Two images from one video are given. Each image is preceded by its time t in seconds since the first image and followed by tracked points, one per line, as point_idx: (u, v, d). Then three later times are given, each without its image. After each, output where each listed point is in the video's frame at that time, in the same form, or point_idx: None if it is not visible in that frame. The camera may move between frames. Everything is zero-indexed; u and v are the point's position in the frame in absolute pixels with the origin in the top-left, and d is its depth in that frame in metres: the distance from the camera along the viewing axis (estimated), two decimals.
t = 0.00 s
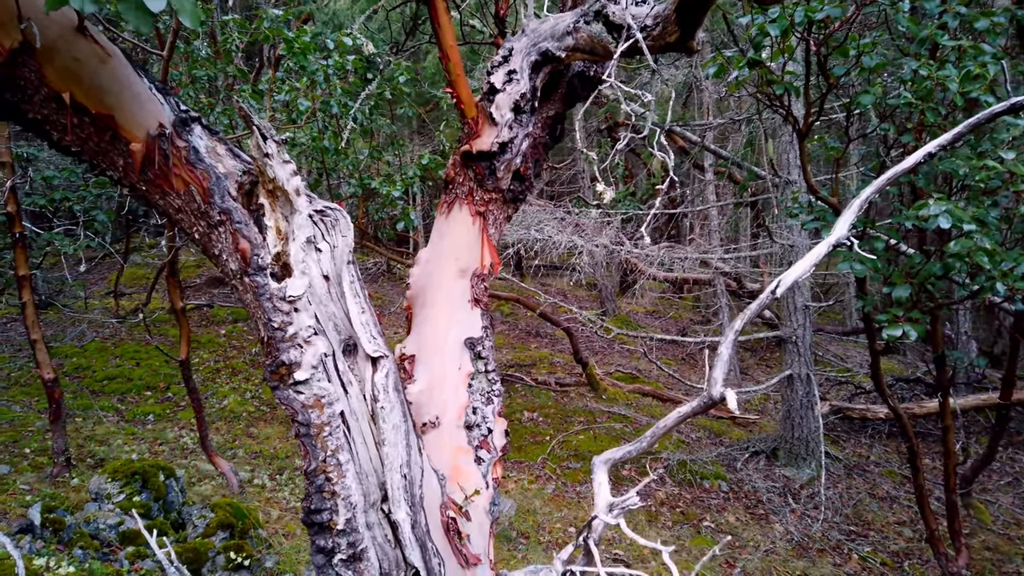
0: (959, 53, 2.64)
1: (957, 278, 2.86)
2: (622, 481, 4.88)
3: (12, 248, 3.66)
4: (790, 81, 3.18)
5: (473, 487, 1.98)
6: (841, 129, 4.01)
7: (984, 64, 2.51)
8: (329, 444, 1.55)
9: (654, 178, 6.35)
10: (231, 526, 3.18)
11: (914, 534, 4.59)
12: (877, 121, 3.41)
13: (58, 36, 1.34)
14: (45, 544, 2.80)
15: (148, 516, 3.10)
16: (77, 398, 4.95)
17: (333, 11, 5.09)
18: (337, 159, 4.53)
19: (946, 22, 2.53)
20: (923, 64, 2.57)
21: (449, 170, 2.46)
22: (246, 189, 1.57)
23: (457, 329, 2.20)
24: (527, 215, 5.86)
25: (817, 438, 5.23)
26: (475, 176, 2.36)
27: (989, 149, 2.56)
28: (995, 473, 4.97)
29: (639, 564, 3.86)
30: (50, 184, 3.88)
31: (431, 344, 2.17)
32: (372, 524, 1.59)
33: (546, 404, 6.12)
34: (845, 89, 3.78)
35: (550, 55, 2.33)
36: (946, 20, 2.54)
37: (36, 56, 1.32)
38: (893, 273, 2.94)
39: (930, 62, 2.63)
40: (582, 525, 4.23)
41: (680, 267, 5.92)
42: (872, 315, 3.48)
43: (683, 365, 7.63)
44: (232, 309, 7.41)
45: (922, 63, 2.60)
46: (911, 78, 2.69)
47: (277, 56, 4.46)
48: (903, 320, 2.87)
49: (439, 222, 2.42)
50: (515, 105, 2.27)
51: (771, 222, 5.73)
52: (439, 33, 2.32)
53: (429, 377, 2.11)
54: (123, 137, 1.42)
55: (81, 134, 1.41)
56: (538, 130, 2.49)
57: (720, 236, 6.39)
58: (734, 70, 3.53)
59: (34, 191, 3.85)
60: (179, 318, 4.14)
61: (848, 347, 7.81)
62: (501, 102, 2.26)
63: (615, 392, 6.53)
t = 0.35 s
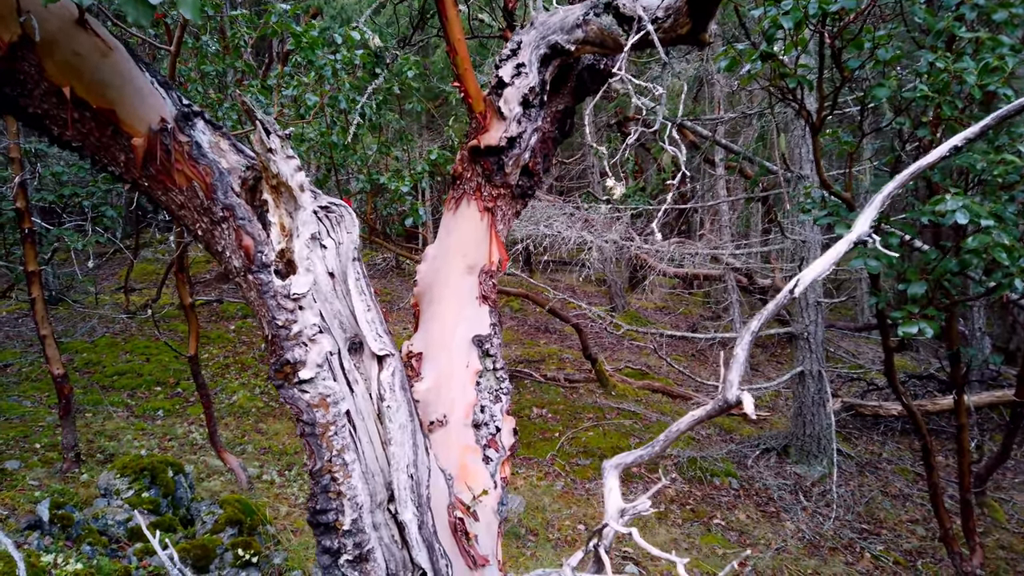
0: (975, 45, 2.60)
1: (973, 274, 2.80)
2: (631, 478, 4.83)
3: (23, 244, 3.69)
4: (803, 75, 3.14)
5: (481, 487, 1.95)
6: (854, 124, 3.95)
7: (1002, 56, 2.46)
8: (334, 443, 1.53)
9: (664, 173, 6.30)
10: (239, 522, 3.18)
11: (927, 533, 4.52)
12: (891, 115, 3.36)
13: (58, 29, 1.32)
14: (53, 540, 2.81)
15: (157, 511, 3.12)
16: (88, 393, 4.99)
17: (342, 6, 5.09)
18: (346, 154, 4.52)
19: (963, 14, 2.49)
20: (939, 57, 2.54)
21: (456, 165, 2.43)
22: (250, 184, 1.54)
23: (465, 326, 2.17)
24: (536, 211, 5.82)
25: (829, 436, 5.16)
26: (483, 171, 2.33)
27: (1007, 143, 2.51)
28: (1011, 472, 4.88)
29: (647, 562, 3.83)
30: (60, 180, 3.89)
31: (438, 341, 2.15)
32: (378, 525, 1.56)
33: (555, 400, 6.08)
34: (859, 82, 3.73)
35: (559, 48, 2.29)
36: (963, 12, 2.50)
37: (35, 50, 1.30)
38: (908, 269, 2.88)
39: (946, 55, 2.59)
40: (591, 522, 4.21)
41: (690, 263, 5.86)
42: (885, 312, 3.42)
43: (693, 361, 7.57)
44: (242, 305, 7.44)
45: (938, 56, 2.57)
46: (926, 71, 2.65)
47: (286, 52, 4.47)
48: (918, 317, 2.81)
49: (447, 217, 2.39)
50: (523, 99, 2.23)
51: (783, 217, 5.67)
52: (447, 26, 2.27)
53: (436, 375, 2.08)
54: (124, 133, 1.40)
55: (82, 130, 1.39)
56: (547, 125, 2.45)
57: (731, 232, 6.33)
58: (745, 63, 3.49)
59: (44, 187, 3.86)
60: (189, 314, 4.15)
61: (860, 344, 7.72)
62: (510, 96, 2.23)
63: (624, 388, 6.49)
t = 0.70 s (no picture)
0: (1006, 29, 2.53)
1: (1000, 264, 2.72)
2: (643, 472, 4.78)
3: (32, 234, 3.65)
4: (826, 61, 3.07)
5: (500, 481, 1.90)
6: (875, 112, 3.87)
7: None
8: (352, 436, 1.47)
9: (677, 164, 6.21)
10: (250, 516, 3.15)
11: (945, 529, 4.44)
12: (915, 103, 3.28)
13: (64, 3, 1.28)
14: (63, 533, 2.77)
15: (168, 505, 3.10)
16: (97, 386, 4.97)
17: None
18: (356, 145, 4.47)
19: None
20: (969, 41, 2.48)
21: (472, 151, 2.36)
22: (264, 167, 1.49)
23: (482, 317, 2.11)
24: (548, 203, 5.75)
25: (845, 430, 5.04)
26: (500, 158, 2.26)
27: None
28: None
29: (662, 558, 3.77)
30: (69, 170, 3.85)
31: (455, 332, 2.09)
32: (396, 520, 1.51)
33: (566, 394, 6.02)
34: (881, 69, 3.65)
35: (580, 30, 2.21)
36: None
37: (41, 24, 1.27)
38: (933, 260, 2.80)
39: (975, 38, 2.52)
40: (604, 517, 4.16)
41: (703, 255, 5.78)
42: (907, 304, 3.34)
43: (705, 355, 7.49)
44: (250, 298, 7.41)
45: (967, 40, 2.50)
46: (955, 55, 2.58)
47: (296, 41, 4.41)
48: (945, 309, 2.73)
49: (463, 205, 2.33)
50: (542, 82, 2.16)
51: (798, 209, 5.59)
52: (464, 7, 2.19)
53: (453, 366, 2.03)
54: (135, 112, 1.37)
55: (90, 108, 1.36)
56: (566, 110, 2.38)
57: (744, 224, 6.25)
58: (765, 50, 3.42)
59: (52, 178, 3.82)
60: (198, 306, 4.11)
61: (874, 338, 7.62)
62: (529, 79, 2.16)
63: (635, 381, 6.42)
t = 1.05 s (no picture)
0: None
1: None
2: (657, 467, 4.72)
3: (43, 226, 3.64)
4: (849, 48, 2.99)
5: (520, 476, 1.85)
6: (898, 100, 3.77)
7: None
8: (369, 429, 1.43)
9: (691, 156, 6.11)
10: (262, 510, 3.13)
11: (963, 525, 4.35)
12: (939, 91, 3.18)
13: None
14: (75, 526, 2.76)
15: (181, 498, 3.09)
16: (109, 378, 4.98)
17: None
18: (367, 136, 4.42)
19: None
20: (1000, 25, 2.39)
21: (489, 139, 2.30)
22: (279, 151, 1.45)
23: (499, 308, 2.06)
24: (560, 195, 5.68)
25: (861, 425, 4.99)
26: (518, 145, 2.20)
27: None
28: None
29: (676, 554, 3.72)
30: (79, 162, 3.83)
31: (472, 323, 2.04)
32: (414, 515, 1.46)
33: (578, 388, 5.96)
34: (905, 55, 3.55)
35: (600, 13, 2.15)
36: None
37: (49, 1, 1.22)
38: (958, 251, 2.71)
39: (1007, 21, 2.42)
40: (618, 513, 4.11)
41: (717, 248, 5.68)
42: (930, 297, 3.26)
43: (718, 350, 7.40)
44: (261, 291, 7.39)
45: (998, 23, 2.41)
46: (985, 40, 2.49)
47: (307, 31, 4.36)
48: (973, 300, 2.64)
49: (479, 194, 2.28)
50: (562, 67, 2.10)
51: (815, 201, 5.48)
52: None
53: (470, 358, 1.98)
54: (146, 94, 1.31)
55: (100, 89, 1.31)
56: (585, 96, 2.31)
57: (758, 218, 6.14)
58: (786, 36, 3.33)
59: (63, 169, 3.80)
60: (210, 299, 4.08)
61: (890, 333, 7.50)
62: (547, 64, 2.10)
63: (647, 376, 6.35)
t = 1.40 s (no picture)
0: None
1: None
2: (666, 464, 4.68)
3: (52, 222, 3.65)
4: (864, 38, 2.92)
5: (529, 473, 1.82)
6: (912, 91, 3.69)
7: None
8: (375, 425, 1.40)
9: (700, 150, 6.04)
10: (270, 505, 3.14)
11: (977, 523, 4.28)
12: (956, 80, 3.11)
13: None
14: (82, 522, 2.72)
15: (188, 493, 3.10)
16: (118, 374, 5.01)
17: None
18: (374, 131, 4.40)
19: None
20: (1019, 12, 2.32)
21: (497, 131, 2.28)
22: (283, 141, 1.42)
23: (507, 302, 2.04)
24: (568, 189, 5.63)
25: (873, 421, 4.90)
26: (526, 137, 2.17)
27: None
28: None
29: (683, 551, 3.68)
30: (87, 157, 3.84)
31: (480, 317, 2.01)
32: (421, 512, 1.44)
33: (586, 384, 5.92)
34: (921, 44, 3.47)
35: (610, 2, 2.11)
36: None
37: None
38: (975, 244, 2.64)
39: None
40: (627, 509, 4.08)
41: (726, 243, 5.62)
42: (945, 291, 3.19)
43: (727, 346, 7.33)
44: (269, 287, 7.41)
45: (1017, 10, 2.34)
46: (1003, 28, 2.42)
47: (313, 25, 4.34)
48: (990, 295, 2.58)
49: (488, 187, 2.26)
50: (571, 57, 2.07)
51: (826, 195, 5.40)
52: None
53: (478, 353, 1.95)
54: (147, 82, 1.30)
55: (100, 78, 1.31)
56: (594, 88, 2.28)
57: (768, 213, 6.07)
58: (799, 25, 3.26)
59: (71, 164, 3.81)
60: (217, 295, 4.08)
61: (903, 329, 7.40)
62: (557, 54, 2.06)
63: (656, 372, 6.30)
